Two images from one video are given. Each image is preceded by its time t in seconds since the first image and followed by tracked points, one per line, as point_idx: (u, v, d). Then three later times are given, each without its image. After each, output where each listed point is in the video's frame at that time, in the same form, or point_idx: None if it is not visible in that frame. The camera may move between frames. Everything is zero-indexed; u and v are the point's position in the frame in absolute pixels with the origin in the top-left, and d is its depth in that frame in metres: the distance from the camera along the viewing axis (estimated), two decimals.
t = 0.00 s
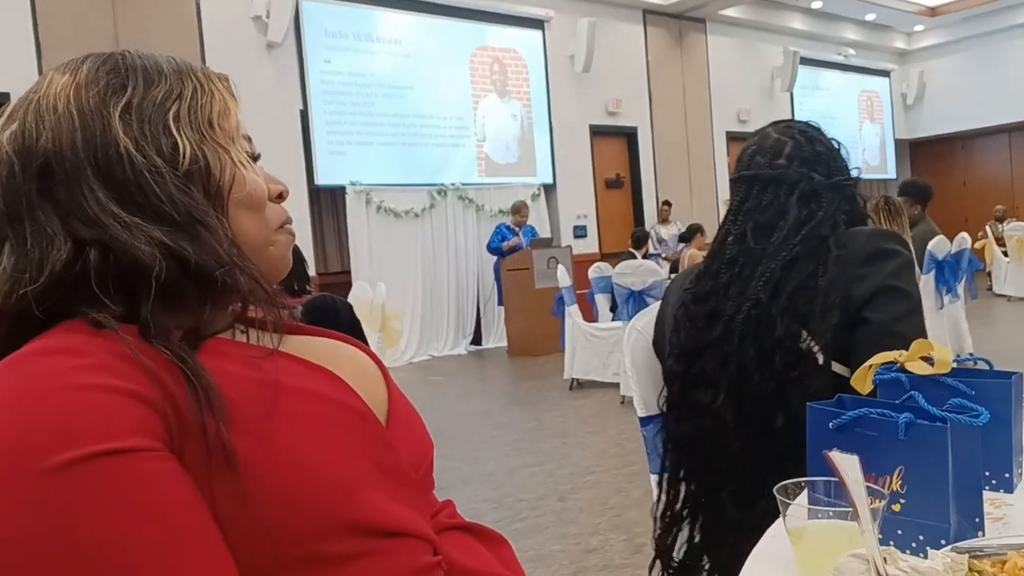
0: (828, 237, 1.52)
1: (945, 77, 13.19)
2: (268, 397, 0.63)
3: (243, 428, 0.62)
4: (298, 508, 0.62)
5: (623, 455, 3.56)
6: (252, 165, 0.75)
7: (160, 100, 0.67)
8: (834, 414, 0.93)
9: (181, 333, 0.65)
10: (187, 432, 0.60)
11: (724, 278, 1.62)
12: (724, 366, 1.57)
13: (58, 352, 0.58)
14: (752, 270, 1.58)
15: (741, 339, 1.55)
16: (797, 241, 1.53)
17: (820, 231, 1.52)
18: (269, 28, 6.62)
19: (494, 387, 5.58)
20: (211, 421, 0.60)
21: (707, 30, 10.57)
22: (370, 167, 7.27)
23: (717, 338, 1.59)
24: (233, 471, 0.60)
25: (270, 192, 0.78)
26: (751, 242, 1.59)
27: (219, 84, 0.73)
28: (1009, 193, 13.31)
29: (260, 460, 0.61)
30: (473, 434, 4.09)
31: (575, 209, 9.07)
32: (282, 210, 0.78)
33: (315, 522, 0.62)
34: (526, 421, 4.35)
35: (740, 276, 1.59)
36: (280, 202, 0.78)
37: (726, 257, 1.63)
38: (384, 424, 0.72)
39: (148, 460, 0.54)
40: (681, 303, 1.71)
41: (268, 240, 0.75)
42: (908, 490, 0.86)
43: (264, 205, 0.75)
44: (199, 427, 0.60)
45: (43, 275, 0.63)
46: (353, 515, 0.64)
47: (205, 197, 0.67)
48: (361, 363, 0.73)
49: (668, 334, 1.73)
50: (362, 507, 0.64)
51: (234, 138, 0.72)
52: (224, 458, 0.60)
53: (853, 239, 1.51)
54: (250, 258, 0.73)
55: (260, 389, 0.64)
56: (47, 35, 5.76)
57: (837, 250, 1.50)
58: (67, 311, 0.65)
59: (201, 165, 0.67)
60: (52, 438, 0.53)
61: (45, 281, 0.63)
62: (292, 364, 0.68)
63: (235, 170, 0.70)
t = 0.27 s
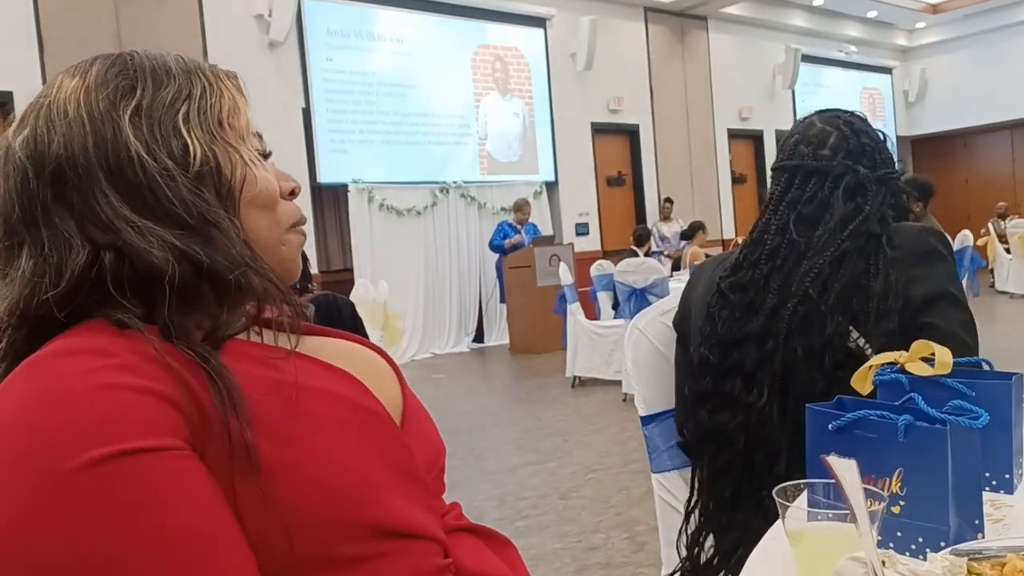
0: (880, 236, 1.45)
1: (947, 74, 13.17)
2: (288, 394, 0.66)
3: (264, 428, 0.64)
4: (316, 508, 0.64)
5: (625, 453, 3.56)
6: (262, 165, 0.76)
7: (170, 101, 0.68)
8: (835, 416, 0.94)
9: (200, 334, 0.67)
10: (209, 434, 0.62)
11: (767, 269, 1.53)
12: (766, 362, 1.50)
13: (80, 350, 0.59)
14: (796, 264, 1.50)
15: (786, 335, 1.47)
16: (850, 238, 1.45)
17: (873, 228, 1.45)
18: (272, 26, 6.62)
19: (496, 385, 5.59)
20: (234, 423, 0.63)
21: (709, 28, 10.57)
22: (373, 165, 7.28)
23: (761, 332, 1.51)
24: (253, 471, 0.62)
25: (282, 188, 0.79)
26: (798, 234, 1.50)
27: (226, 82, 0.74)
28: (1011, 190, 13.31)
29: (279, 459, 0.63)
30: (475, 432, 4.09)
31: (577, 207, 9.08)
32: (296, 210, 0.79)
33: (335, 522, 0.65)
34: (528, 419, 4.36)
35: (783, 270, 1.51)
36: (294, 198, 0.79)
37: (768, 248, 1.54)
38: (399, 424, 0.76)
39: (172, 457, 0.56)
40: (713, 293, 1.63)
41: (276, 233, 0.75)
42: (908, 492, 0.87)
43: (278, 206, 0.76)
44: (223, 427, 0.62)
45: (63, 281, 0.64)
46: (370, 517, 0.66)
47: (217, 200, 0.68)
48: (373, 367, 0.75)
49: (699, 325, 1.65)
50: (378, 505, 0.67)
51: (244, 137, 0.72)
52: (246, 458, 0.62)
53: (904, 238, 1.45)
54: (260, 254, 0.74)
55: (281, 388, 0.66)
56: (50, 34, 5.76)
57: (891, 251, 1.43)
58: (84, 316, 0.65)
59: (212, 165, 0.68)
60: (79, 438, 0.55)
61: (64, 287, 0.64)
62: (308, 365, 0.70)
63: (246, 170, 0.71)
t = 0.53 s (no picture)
0: (896, 247, 1.43)
1: (950, 72, 13.14)
2: (314, 397, 0.70)
3: (289, 427, 0.68)
4: (340, 509, 0.67)
5: (627, 452, 3.57)
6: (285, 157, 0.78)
7: (189, 94, 0.71)
8: (836, 418, 0.94)
9: (227, 332, 0.72)
10: (237, 430, 0.66)
11: (780, 272, 1.53)
12: (775, 366, 1.50)
13: (106, 343, 0.63)
14: (810, 269, 1.50)
15: (795, 339, 1.47)
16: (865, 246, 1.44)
17: (889, 239, 1.43)
18: (274, 24, 6.63)
19: (499, 383, 5.59)
20: (262, 422, 0.67)
21: (711, 26, 10.56)
22: (375, 164, 7.28)
23: (768, 336, 1.51)
24: (280, 471, 0.66)
25: (306, 178, 0.81)
26: (813, 239, 1.50)
27: (246, 75, 0.77)
28: (1014, 189, 13.29)
29: (302, 459, 0.67)
30: (477, 431, 4.09)
31: (579, 206, 9.08)
32: (317, 201, 0.82)
33: (356, 520, 0.68)
34: (530, 418, 4.36)
35: (796, 272, 1.51)
36: (315, 184, 0.82)
37: (784, 249, 1.54)
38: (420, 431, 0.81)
39: (199, 454, 0.60)
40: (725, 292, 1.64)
41: (294, 226, 0.78)
42: (908, 493, 0.87)
43: (302, 205, 0.79)
44: (250, 425, 0.66)
45: (85, 274, 0.67)
46: (390, 520, 0.70)
47: (235, 195, 0.71)
48: (403, 372, 0.83)
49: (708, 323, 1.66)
50: (399, 508, 0.70)
51: (265, 129, 0.76)
52: (272, 457, 0.66)
53: (921, 252, 1.42)
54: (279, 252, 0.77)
55: (307, 389, 0.71)
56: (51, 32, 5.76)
57: (906, 264, 1.41)
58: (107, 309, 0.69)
59: (229, 159, 0.71)
60: (107, 431, 0.58)
61: (85, 279, 0.67)
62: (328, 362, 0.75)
63: (264, 163, 0.74)
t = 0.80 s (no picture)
0: (906, 251, 1.42)
1: (952, 71, 13.14)
2: (320, 411, 0.71)
3: (291, 441, 0.69)
4: (336, 527, 0.68)
5: (628, 452, 3.57)
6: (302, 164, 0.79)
7: (206, 95, 0.72)
8: (836, 420, 0.94)
9: (236, 338, 0.72)
10: (237, 441, 0.67)
11: (787, 272, 1.53)
12: (777, 369, 1.50)
13: (110, 346, 0.64)
14: (816, 271, 1.49)
15: (798, 343, 1.47)
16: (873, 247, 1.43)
17: (899, 242, 1.42)
18: (276, 25, 6.64)
19: (500, 383, 5.60)
20: (263, 434, 0.67)
21: (712, 26, 10.56)
22: (377, 164, 7.29)
23: (770, 337, 1.51)
24: (282, 485, 0.68)
25: (328, 186, 0.80)
26: (822, 240, 1.49)
27: (268, 76, 0.77)
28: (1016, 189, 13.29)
29: (301, 474, 0.68)
30: (478, 431, 4.10)
31: (580, 206, 9.08)
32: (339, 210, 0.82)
33: (354, 537, 0.69)
34: (531, 418, 4.36)
35: (802, 274, 1.51)
36: (339, 192, 0.81)
37: (793, 250, 1.53)
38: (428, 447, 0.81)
39: (196, 468, 0.62)
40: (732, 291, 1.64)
41: (304, 235, 0.78)
42: (908, 496, 0.88)
43: (316, 212, 0.78)
44: (251, 437, 0.67)
45: (92, 271, 0.69)
46: (389, 540, 0.70)
47: (241, 205, 0.72)
48: (412, 379, 0.84)
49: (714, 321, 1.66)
50: (400, 529, 0.71)
51: (283, 136, 0.76)
52: (272, 474, 0.68)
53: (929, 255, 1.42)
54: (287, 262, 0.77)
55: (316, 401, 0.71)
56: (52, 32, 5.78)
57: (913, 269, 1.40)
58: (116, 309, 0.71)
59: (237, 170, 0.71)
60: (104, 441, 0.59)
61: (91, 276, 0.69)
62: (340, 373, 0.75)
63: (276, 172, 0.74)
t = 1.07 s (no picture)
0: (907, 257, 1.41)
1: (952, 71, 13.14)
2: (309, 424, 0.71)
3: (276, 454, 0.69)
4: (325, 548, 0.68)
5: (629, 453, 3.57)
6: (295, 175, 0.79)
7: (196, 101, 0.72)
8: (836, 421, 0.94)
9: (220, 347, 0.73)
10: (218, 456, 0.66)
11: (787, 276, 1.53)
12: (780, 379, 1.50)
13: (86, 357, 0.63)
14: (818, 276, 1.48)
15: (803, 351, 1.47)
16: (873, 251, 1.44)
17: (900, 249, 1.41)
18: (276, 26, 6.63)
19: (501, 384, 5.60)
20: (244, 449, 0.67)
21: (713, 26, 10.56)
22: (378, 164, 7.29)
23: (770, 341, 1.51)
24: (269, 500, 0.68)
25: (323, 199, 0.80)
26: (822, 245, 1.49)
27: (263, 82, 0.78)
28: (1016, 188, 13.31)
29: (287, 492, 0.68)
30: (479, 431, 4.10)
31: (581, 206, 9.08)
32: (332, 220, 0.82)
33: (342, 555, 0.69)
34: (533, 418, 4.36)
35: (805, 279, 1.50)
36: (334, 204, 0.81)
37: (793, 255, 1.53)
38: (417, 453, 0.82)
39: (175, 490, 0.61)
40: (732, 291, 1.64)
41: (293, 250, 0.77)
42: (909, 498, 0.88)
43: (309, 223, 0.78)
44: (232, 452, 0.67)
45: (72, 275, 0.69)
46: (379, 556, 0.71)
47: (225, 219, 0.72)
48: (398, 379, 0.86)
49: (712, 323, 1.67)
50: (390, 543, 0.71)
51: (273, 146, 0.76)
52: (255, 488, 0.67)
53: (933, 261, 1.41)
54: (267, 274, 0.77)
55: (303, 414, 0.71)
56: (54, 33, 5.78)
57: (917, 279, 1.39)
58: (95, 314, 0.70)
59: (219, 182, 0.71)
60: (88, 460, 0.58)
61: (72, 281, 0.69)
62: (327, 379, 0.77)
63: (261, 187, 0.74)
